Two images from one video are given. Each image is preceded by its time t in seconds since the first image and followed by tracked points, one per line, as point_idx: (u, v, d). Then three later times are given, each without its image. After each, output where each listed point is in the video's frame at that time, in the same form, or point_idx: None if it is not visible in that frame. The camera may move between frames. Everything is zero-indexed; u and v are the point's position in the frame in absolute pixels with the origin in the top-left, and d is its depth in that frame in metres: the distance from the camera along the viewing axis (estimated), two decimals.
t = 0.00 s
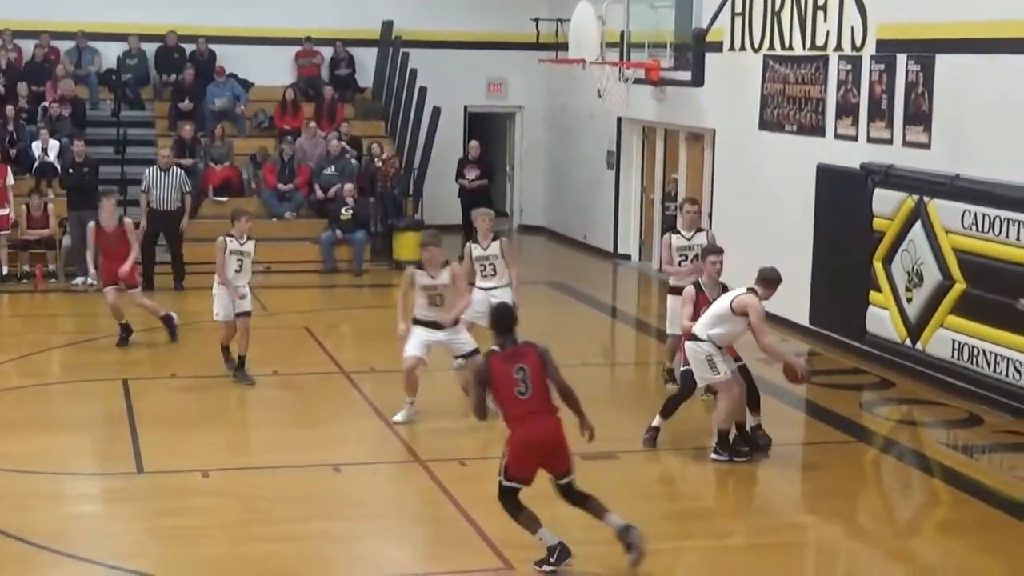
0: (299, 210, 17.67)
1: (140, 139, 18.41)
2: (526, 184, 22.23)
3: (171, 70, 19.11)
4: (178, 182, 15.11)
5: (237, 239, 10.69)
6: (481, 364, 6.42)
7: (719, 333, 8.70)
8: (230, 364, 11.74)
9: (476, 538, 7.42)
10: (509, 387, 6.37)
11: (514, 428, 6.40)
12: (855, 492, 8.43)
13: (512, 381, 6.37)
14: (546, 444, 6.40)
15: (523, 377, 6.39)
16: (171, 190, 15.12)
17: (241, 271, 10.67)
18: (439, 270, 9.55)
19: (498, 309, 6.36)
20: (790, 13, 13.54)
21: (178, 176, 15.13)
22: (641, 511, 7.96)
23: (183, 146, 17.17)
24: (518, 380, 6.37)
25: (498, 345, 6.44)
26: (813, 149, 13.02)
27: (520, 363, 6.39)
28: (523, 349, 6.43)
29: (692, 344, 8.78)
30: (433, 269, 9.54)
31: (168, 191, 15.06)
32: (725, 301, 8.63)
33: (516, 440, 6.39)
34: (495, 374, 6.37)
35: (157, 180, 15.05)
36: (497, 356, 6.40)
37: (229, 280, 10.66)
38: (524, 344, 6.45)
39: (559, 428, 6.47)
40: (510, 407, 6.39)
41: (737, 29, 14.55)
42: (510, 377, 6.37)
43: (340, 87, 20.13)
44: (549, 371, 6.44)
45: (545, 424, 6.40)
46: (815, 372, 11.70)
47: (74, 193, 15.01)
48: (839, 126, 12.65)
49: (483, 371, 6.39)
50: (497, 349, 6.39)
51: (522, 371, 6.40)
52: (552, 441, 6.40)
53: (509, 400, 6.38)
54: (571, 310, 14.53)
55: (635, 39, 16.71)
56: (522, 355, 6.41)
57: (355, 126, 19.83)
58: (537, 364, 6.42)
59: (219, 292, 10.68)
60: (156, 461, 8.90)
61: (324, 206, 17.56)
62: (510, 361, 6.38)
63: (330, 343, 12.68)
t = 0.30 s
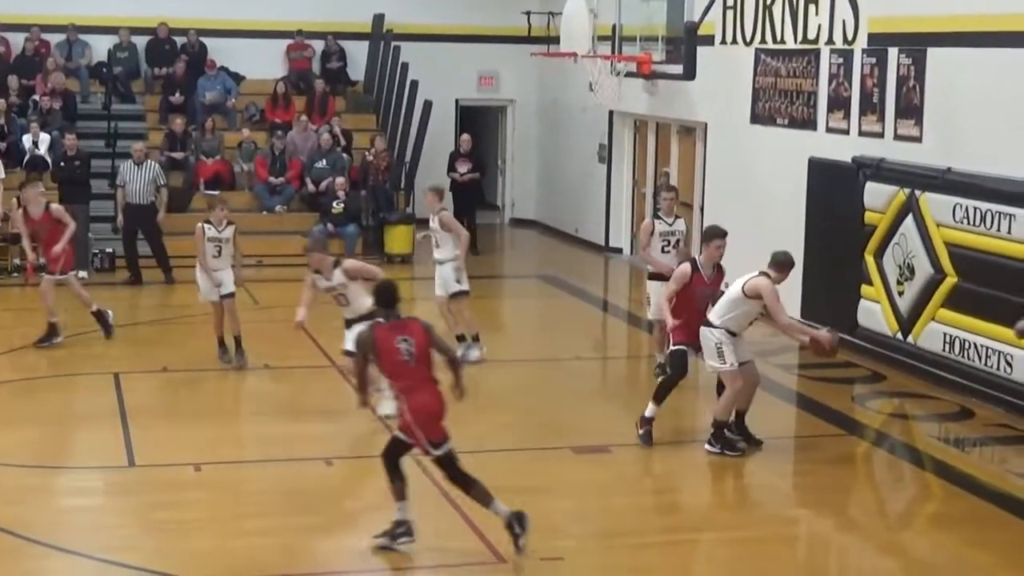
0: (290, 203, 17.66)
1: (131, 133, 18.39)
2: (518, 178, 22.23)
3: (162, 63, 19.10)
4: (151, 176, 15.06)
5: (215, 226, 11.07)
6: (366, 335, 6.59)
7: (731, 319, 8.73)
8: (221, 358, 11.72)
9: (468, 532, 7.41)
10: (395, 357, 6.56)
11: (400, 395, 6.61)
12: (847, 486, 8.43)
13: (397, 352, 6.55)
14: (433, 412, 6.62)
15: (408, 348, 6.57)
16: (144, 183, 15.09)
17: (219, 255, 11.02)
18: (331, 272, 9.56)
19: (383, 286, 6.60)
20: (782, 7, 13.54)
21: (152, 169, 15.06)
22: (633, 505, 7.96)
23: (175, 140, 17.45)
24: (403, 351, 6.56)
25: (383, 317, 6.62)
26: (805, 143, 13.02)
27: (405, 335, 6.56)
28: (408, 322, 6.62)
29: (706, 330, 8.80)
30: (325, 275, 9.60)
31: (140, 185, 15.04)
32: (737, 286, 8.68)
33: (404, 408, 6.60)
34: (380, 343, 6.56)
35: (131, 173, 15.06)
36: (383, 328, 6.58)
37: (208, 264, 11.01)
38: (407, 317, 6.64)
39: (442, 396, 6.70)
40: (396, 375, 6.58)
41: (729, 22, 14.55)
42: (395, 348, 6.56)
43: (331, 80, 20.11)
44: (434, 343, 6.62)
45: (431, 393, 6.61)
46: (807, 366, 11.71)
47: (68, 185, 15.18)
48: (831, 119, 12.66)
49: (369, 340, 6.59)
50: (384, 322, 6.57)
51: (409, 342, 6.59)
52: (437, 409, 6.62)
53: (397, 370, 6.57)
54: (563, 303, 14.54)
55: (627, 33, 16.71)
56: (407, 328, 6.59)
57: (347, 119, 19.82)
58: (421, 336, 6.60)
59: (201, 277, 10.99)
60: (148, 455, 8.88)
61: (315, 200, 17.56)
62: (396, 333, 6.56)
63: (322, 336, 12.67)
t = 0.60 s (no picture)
0: (286, 196, 17.62)
1: (128, 125, 18.37)
2: (515, 173, 22.22)
3: (160, 55, 19.09)
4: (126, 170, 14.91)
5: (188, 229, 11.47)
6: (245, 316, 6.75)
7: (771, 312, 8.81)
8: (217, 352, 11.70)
9: (464, 527, 7.40)
10: (275, 335, 6.80)
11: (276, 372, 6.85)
12: (843, 482, 8.43)
13: (276, 330, 6.80)
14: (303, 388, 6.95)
15: (284, 327, 6.85)
16: (120, 176, 14.91)
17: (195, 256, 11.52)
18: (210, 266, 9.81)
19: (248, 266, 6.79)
20: (780, 2, 13.54)
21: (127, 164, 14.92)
22: (630, 500, 7.96)
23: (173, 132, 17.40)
24: (281, 329, 6.82)
25: (254, 299, 6.80)
26: (802, 138, 13.02)
27: (280, 315, 6.84)
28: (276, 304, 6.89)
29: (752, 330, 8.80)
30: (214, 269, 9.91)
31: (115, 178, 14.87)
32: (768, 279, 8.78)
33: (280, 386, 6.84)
34: (264, 322, 6.76)
35: (107, 167, 14.90)
36: (261, 306, 6.80)
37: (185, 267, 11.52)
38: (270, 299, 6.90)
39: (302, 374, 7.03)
40: (278, 354, 6.82)
41: (727, 17, 14.54)
42: (274, 326, 6.80)
43: (329, 74, 20.13)
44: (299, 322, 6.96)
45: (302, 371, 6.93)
46: (804, 361, 11.72)
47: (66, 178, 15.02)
48: (829, 115, 12.65)
49: (252, 321, 6.74)
50: (261, 301, 6.80)
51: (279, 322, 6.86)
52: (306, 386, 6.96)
53: (277, 348, 6.81)
54: (560, 298, 14.55)
55: (625, 27, 16.72)
56: (279, 309, 6.87)
57: (345, 113, 19.80)
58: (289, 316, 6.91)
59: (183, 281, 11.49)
60: (144, 448, 8.87)
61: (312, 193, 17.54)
62: (274, 313, 6.82)
63: (319, 330, 12.66)
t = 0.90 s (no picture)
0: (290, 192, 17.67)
1: (133, 121, 18.37)
2: (519, 170, 22.22)
3: (165, 51, 19.10)
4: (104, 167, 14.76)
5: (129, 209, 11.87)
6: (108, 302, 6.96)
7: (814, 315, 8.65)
8: (221, 347, 11.71)
9: (467, 524, 7.41)
10: (137, 318, 6.94)
11: (140, 355, 7.01)
12: (846, 480, 8.43)
13: (138, 313, 6.95)
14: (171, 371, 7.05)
15: (149, 311, 6.99)
16: (97, 175, 14.77)
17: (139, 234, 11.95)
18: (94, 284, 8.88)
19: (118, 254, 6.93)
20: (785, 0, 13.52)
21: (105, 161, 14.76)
22: (632, 497, 7.96)
23: (179, 129, 17.42)
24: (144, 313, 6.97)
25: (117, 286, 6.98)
26: (807, 136, 13.02)
27: (145, 299, 6.99)
28: (149, 289, 7.06)
29: (810, 339, 8.61)
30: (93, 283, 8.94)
31: (93, 177, 14.73)
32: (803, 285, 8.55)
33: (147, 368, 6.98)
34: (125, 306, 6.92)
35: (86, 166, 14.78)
36: (123, 292, 6.97)
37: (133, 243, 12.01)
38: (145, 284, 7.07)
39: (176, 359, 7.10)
40: (139, 338, 6.96)
41: (732, 15, 14.53)
42: (136, 310, 6.95)
43: (334, 70, 20.15)
44: (171, 303, 7.09)
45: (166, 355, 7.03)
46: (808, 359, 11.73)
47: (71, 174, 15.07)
48: (834, 113, 12.64)
49: (111, 306, 6.91)
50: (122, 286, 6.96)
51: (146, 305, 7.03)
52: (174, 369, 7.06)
53: (138, 330, 6.95)
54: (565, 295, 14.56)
55: (630, 25, 16.72)
56: (148, 293, 7.03)
57: (350, 110, 19.82)
58: (158, 299, 7.05)
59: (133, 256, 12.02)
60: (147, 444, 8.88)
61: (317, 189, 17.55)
62: (139, 296, 6.97)
63: (324, 326, 12.67)
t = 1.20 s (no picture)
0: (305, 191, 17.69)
1: (148, 118, 18.40)
2: (534, 168, 22.22)
3: (180, 48, 19.20)
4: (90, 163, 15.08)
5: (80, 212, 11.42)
6: None
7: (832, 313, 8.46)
8: (234, 345, 11.72)
9: (480, 522, 7.42)
10: (21, 297, 7.50)
11: (21, 335, 7.54)
12: (860, 481, 8.41)
13: (22, 292, 7.50)
14: (49, 351, 7.57)
15: (32, 292, 7.54)
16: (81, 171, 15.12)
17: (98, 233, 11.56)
18: None
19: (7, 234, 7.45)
20: None
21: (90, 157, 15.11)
22: (644, 496, 7.95)
23: (192, 126, 17.50)
24: (27, 292, 7.52)
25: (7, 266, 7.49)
26: (822, 136, 12.99)
27: (29, 280, 7.55)
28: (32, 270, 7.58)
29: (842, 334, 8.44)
30: None
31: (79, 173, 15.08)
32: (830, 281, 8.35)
33: (25, 347, 7.52)
34: (10, 287, 7.49)
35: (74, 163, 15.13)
36: (9, 272, 7.50)
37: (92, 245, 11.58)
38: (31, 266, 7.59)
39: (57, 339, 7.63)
40: (25, 317, 7.51)
41: (748, 14, 14.51)
42: (21, 289, 7.50)
43: (349, 68, 20.17)
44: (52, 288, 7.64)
45: (46, 336, 7.57)
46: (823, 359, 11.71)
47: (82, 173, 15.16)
48: (849, 113, 12.61)
49: None
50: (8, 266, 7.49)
51: (30, 285, 7.56)
52: (52, 350, 7.59)
53: (21, 309, 7.50)
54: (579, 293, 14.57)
55: (645, 24, 16.71)
56: (32, 275, 7.57)
57: (365, 108, 19.84)
58: (42, 284, 7.61)
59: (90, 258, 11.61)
60: (161, 440, 8.89)
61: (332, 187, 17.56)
62: (24, 277, 7.53)
63: (338, 324, 12.69)
